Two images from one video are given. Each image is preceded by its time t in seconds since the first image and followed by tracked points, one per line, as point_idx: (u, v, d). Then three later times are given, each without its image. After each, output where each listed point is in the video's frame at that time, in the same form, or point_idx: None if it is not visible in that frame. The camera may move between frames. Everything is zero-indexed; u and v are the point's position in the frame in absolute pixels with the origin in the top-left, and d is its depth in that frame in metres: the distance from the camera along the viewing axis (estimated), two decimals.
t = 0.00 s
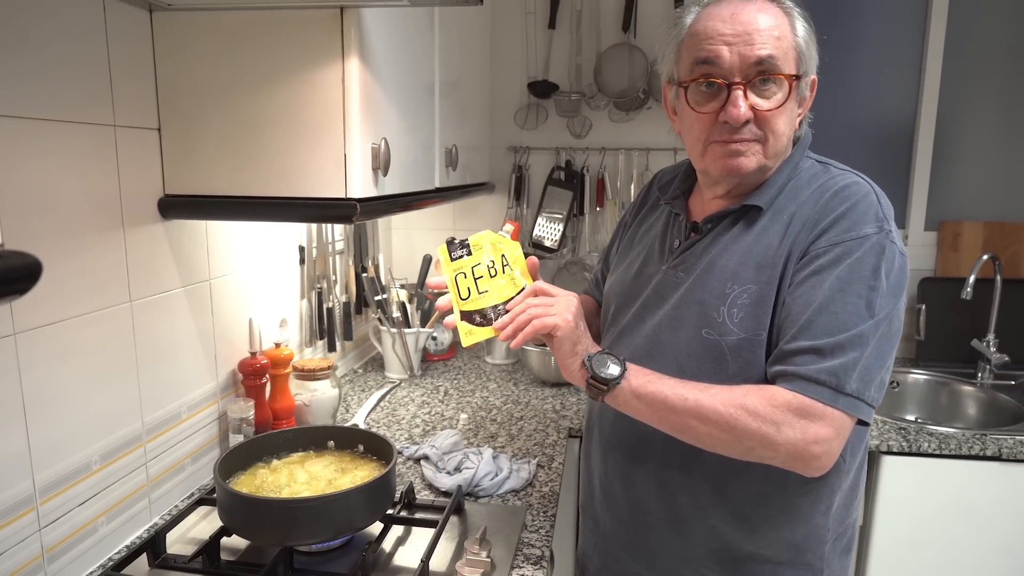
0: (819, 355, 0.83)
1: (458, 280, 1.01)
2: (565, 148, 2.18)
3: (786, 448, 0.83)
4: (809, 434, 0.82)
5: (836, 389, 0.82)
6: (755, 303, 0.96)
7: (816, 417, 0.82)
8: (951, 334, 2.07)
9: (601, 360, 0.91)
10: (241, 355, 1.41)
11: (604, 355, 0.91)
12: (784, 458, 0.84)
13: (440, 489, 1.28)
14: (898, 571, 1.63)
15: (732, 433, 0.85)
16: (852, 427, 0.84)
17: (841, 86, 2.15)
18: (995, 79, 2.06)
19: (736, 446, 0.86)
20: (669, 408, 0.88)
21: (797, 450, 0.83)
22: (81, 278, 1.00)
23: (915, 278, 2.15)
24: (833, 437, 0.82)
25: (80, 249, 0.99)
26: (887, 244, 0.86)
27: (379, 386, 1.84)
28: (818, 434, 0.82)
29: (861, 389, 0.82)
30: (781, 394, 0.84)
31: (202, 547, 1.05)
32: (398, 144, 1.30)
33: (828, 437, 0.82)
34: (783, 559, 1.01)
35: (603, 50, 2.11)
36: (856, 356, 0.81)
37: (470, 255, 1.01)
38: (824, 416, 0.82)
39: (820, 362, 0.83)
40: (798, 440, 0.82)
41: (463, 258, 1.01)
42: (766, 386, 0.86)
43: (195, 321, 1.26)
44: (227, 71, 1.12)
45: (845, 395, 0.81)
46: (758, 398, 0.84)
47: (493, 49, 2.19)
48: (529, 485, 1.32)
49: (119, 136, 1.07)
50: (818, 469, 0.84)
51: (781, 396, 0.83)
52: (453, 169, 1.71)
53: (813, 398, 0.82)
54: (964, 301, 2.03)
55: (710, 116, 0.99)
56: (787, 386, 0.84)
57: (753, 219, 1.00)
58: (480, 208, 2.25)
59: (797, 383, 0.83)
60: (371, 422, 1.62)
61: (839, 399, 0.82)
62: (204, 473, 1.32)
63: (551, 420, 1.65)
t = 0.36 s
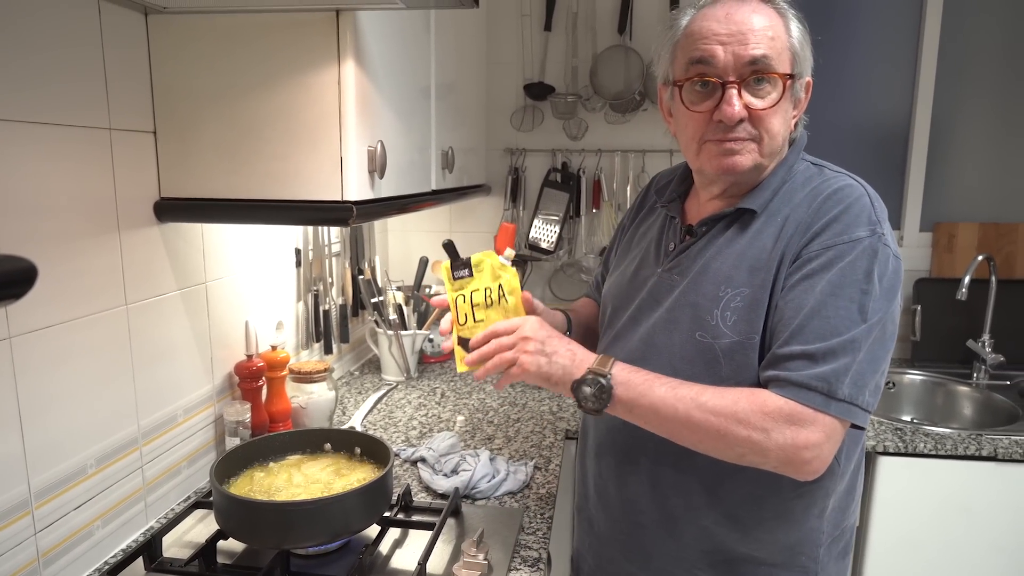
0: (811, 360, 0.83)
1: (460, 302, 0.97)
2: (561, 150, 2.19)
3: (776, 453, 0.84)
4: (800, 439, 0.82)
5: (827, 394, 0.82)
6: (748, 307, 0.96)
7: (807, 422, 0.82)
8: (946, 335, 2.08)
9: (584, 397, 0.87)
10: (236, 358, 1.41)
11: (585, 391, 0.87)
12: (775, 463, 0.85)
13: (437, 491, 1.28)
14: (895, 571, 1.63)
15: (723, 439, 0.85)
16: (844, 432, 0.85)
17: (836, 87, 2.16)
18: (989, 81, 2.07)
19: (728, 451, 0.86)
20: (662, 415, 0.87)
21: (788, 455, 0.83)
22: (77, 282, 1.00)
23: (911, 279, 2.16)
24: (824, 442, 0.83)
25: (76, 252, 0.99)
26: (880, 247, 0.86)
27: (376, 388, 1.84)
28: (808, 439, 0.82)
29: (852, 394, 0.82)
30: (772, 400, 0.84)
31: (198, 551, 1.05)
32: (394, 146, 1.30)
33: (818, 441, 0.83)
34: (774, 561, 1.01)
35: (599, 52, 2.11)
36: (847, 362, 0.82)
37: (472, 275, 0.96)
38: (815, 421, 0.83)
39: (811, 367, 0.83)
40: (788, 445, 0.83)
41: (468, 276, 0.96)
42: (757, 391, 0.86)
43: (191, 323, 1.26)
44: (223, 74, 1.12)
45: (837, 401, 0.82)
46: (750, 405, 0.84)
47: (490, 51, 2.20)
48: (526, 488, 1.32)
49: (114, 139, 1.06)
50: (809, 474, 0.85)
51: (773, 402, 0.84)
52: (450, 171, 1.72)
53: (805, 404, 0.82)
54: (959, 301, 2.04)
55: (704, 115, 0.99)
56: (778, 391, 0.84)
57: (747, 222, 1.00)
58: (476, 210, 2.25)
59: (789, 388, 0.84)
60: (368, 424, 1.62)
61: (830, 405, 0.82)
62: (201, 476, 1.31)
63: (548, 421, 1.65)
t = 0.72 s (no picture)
0: (800, 353, 0.83)
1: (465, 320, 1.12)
2: (562, 139, 2.18)
3: (761, 449, 0.83)
4: (786, 435, 0.82)
5: (815, 388, 0.82)
6: (744, 298, 0.95)
7: (794, 417, 0.82)
8: (948, 325, 2.07)
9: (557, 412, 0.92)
10: (237, 348, 1.40)
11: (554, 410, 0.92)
12: (760, 459, 0.84)
13: (439, 480, 1.28)
14: (895, 560, 1.64)
15: (706, 439, 0.85)
16: (832, 426, 0.84)
17: (838, 76, 2.14)
18: (993, 69, 2.06)
19: (712, 450, 0.86)
20: (641, 421, 0.89)
21: (772, 451, 0.83)
22: (76, 272, 0.99)
23: (913, 269, 2.15)
24: (811, 436, 0.82)
25: (76, 242, 0.99)
26: (877, 240, 0.85)
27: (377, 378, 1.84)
28: (794, 434, 0.82)
29: (841, 389, 0.82)
30: (758, 399, 0.83)
31: (201, 540, 1.05)
32: (394, 134, 1.29)
33: (804, 436, 0.82)
34: (765, 553, 1.01)
35: (600, 40, 2.10)
36: (836, 356, 0.81)
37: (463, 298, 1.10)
38: (799, 418, 0.82)
39: (800, 360, 0.82)
40: (773, 442, 0.82)
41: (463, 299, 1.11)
42: (743, 388, 0.85)
43: (191, 313, 1.25)
44: (221, 61, 1.11)
45: (824, 395, 0.81)
46: (733, 406, 0.83)
47: (490, 39, 2.18)
48: (528, 477, 1.32)
49: (112, 128, 1.06)
50: (797, 469, 0.84)
51: (758, 400, 0.83)
52: (450, 161, 1.71)
53: (792, 399, 0.82)
54: (962, 291, 2.03)
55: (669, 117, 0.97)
56: (765, 387, 0.84)
57: (746, 214, 0.98)
58: (477, 200, 2.24)
59: (776, 383, 0.83)
60: (369, 414, 1.62)
61: (818, 399, 0.81)
62: (202, 465, 1.31)
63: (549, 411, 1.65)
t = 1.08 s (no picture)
0: (743, 353, 0.83)
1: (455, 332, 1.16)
2: (562, 136, 2.17)
3: (699, 446, 0.84)
4: (722, 433, 0.82)
5: (755, 388, 0.82)
6: (710, 297, 0.94)
7: (730, 415, 0.82)
8: (949, 321, 2.07)
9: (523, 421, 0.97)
10: (237, 344, 1.40)
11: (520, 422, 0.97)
12: (699, 455, 0.85)
13: (439, 476, 1.28)
14: (894, 556, 1.64)
15: (647, 440, 0.87)
16: (777, 426, 0.83)
17: (839, 72, 2.14)
18: (993, 64, 2.05)
19: (656, 450, 0.88)
20: (588, 429, 0.92)
21: (710, 448, 0.84)
22: (75, 268, 0.99)
23: (913, 265, 2.15)
24: (748, 435, 0.82)
25: (75, 239, 0.99)
26: (836, 243, 0.82)
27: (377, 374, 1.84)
28: (730, 432, 0.82)
29: (783, 390, 0.81)
30: (696, 399, 0.84)
31: (201, 536, 1.05)
32: (394, 130, 1.29)
33: (741, 434, 0.82)
34: (753, 551, 1.00)
35: (600, 36, 2.10)
36: (776, 358, 0.81)
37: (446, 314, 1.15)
38: (733, 416, 0.82)
39: (741, 360, 0.83)
40: (709, 440, 0.83)
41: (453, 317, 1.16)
42: (682, 390, 0.86)
43: (191, 310, 1.25)
44: (220, 57, 1.11)
45: (764, 394, 0.81)
46: (667, 407, 0.85)
47: (490, 35, 2.18)
48: (528, 473, 1.32)
49: (111, 124, 1.05)
50: (738, 467, 0.84)
51: (695, 400, 0.84)
52: (450, 157, 1.71)
53: (732, 398, 0.82)
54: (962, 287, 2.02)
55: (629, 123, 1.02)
56: (708, 388, 0.84)
57: (717, 214, 0.97)
58: (477, 196, 2.23)
59: (717, 382, 0.84)
60: (369, 411, 1.62)
61: (758, 399, 0.82)
62: (203, 462, 1.31)
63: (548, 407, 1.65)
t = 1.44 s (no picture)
0: (699, 327, 0.85)
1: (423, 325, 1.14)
2: (564, 122, 2.16)
3: (663, 417, 0.86)
4: (682, 404, 0.85)
5: (711, 359, 0.84)
6: (665, 276, 0.95)
7: (688, 387, 0.84)
8: (951, 307, 2.05)
9: (502, 406, 0.99)
10: (238, 331, 1.40)
11: (498, 407, 0.98)
12: (663, 426, 0.87)
13: (441, 463, 1.27)
14: (895, 542, 1.64)
15: (612, 415, 0.89)
16: (732, 393, 0.86)
17: (844, 57, 2.11)
18: (999, 48, 2.03)
19: (622, 423, 0.90)
20: (557, 407, 0.94)
21: (673, 419, 0.86)
22: (74, 253, 0.98)
23: (917, 252, 2.13)
24: (707, 404, 0.85)
25: (73, 223, 0.98)
26: (780, 219, 0.84)
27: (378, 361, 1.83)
28: (690, 403, 0.84)
29: (737, 359, 0.83)
30: (655, 374, 0.86)
31: (203, 523, 1.04)
32: (395, 114, 1.28)
33: (700, 404, 0.85)
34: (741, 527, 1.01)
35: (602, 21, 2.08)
36: (730, 330, 0.82)
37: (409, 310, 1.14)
38: (693, 385, 0.84)
39: (696, 334, 0.85)
40: (672, 411, 0.85)
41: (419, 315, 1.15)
42: (643, 365, 0.88)
43: (192, 296, 1.25)
44: (222, 38, 1.09)
45: (720, 364, 0.83)
46: (630, 382, 0.87)
47: (491, 20, 2.16)
48: (531, 459, 1.32)
49: (109, 107, 1.04)
50: (698, 434, 0.87)
51: (656, 373, 0.86)
52: (451, 143, 1.69)
53: (691, 369, 0.84)
54: (966, 274, 2.01)
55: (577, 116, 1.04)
56: (665, 364, 0.86)
57: (669, 196, 0.97)
58: (478, 183, 2.22)
59: (676, 356, 0.86)
60: (371, 398, 1.61)
61: (714, 369, 0.84)
62: (204, 449, 1.31)
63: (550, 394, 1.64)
